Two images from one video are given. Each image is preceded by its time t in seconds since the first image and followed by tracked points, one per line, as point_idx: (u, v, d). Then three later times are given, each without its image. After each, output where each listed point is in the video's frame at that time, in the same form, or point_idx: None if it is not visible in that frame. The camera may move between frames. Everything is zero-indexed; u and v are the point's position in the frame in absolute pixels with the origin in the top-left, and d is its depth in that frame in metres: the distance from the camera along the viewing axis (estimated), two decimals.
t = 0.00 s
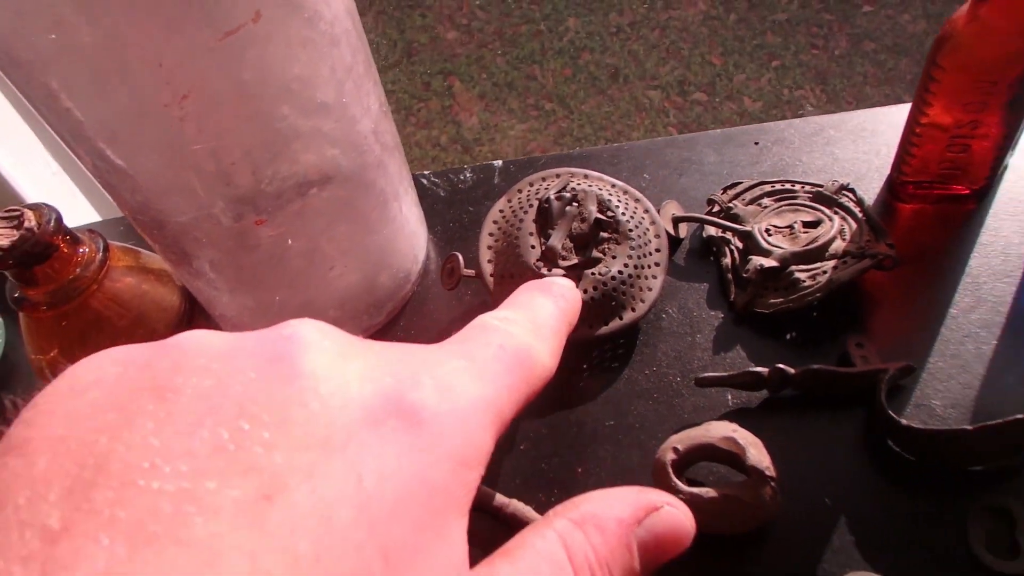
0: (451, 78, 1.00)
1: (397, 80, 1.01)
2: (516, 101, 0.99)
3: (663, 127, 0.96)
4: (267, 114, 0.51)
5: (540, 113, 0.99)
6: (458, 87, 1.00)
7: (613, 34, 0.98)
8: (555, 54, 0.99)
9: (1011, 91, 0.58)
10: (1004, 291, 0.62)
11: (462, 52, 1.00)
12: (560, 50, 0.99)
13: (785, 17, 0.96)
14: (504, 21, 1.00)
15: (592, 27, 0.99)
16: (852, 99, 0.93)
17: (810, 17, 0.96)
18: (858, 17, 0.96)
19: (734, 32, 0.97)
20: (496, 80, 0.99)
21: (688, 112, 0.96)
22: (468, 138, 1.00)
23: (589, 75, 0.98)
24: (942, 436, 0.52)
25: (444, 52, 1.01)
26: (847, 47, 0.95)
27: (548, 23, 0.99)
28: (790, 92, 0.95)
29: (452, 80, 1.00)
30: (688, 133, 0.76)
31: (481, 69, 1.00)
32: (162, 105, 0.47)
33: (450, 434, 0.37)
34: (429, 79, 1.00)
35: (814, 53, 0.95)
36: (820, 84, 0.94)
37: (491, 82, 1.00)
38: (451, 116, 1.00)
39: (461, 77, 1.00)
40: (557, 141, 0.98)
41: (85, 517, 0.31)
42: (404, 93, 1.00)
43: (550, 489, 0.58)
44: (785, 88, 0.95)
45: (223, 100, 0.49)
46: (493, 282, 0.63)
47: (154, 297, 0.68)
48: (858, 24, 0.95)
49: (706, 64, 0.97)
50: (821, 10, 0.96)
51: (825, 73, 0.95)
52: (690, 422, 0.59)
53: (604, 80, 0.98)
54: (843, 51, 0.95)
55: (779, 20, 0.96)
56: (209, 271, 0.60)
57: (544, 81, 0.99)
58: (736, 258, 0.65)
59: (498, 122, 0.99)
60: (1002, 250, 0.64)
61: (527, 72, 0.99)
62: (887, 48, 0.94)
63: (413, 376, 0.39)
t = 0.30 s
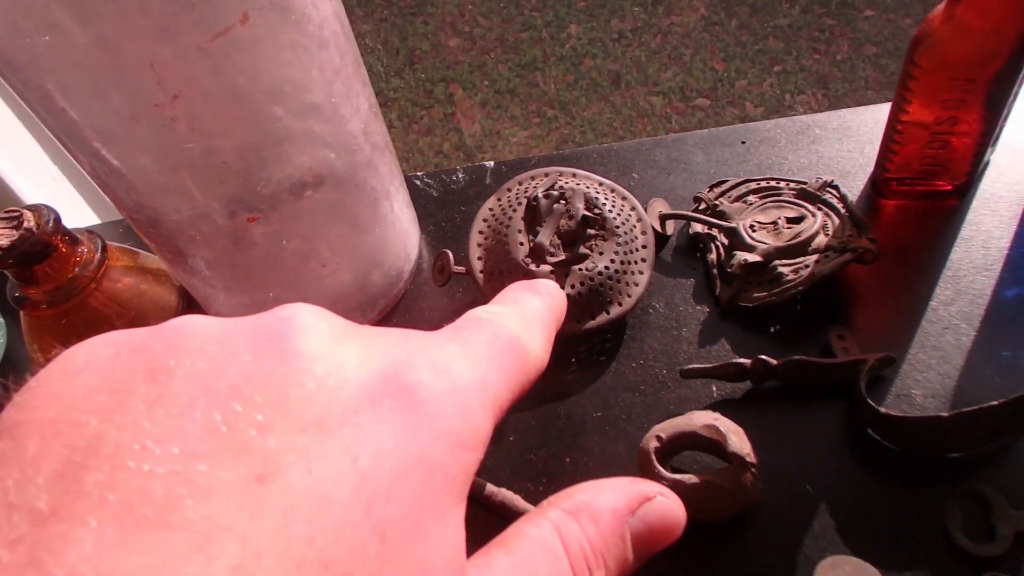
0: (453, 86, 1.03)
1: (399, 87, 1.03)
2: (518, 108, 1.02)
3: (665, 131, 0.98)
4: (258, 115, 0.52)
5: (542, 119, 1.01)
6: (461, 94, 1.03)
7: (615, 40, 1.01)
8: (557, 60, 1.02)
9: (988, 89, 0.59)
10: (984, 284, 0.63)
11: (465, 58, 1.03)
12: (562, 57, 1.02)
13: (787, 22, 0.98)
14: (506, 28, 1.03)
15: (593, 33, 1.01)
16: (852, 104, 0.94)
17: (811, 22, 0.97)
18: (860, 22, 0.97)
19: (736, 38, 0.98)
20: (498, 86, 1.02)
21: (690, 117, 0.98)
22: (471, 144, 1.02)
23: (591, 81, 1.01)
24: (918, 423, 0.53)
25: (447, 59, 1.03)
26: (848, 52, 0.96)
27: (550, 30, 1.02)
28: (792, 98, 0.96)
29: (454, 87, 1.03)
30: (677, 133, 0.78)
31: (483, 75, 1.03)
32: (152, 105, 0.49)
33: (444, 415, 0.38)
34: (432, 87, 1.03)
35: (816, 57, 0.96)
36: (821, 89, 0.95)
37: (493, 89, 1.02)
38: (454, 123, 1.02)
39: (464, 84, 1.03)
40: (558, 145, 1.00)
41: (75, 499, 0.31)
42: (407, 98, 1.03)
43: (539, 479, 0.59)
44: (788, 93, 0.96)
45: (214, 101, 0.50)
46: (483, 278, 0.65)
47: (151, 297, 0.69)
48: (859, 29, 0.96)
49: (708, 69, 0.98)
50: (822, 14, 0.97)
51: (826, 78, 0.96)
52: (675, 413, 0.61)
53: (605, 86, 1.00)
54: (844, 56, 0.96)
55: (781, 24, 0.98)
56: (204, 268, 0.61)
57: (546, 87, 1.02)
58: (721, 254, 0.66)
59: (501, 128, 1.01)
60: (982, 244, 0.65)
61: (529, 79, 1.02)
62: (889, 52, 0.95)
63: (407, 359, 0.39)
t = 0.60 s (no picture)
0: (454, 91, 1.04)
1: (403, 92, 1.05)
2: (521, 113, 1.02)
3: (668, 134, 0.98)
4: (245, 113, 0.54)
5: (543, 124, 1.02)
6: (462, 99, 1.04)
7: (618, 44, 1.02)
8: (559, 65, 1.03)
9: (969, 83, 0.60)
10: (967, 277, 0.64)
11: (466, 64, 1.05)
12: (564, 61, 1.03)
13: (790, 24, 0.99)
14: (509, 33, 1.04)
15: (595, 37, 1.03)
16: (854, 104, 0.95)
17: (813, 24, 0.99)
18: (862, 24, 0.98)
19: (739, 41, 1.00)
20: (499, 92, 1.03)
21: (693, 121, 0.98)
22: (473, 149, 1.02)
23: (592, 87, 1.01)
24: (897, 413, 0.54)
25: (447, 64, 1.05)
26: (850, 54, 0.97)
27: (552, 33, 1.04)
28: (795, 100, 0.97)
29: (455, 92, 1.04)
30: (666, 131, 0.79)
31: (485, 81, 1.04)
32: (140, 104, 0.50)
33: (461, 384, 0.39)
34: (433, 93, 1.04)
35: (819, 60, 0.98)
36: (824, 92, 0.97)
37: (495, 94, 1.03)
38: (456, 129, 1.03)
39: (465, 89, 1.04)
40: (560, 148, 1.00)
41: (109, 457, 0.32)
42: (409, 104, 1.04)
43: (526, 471, 0.60)
44: (789, 95, 0.97)
45: (201, 99, 0.51)
46: (472, 275, 0.65)
47: (145, 297, 0.71)
48: (861, 31, 0.98)
49: (710, 73, 0.99)
50: (824, 17, 0.99)
51: (829, 81, 0.97)
52: (661, 406, 0.61)
53: (607, 90, 1.01)
54: (846, 58, 0.97)
55: (783, 27, 0.99)
56: (196, 266, 0.63)
57: (549, 92, 1.02)
58: (709, 250, 0.67)
59: (503, 134, 1.02)
60: (966, 237, 0.66)
61: (531, 84, 1.03)
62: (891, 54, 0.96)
63: (425, 330, 0.40)
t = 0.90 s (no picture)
0: (453, 88, 1.03)
1: (402, 89, 1.04)
2: (520, 110, 1.02)
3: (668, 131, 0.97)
4: (233, 112, 0.53)
5: (543, 121, 1.01)
6: (462, 96, 1.03)
7: (618, 41, 1.02)
8: (559, 62, 1.02)
9: (963, 81, 0.59)
10: (961, 276, 0.64)
11: (465, 61, 1.04)
12: (563, 58, 1.02)
13: (789, 21, 0.99)
14: (508, 30, 1.04)
15: (594, 34, 1.02)
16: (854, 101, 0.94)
17: (813, 21, 0.98)
18: (862, 19, 0.98)
19: (739, 39, 1.00)
20: (499, 89, 1.03)
21: (692, 118, 0.98)
22: (472, 146, 1.01)
23: (592, 83, 1.01)
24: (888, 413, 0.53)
25: (447, 61, 1.04)
26: (850, 51, 0.97)
27: (551, 31, 1.03)
28: (795, 96, 0.96)
29: (455, 90, 1.03)
30: (660, 129, 0.78)
31: (484, 78, 1.03)
32: (125, 103, 0.50)
33: (466, 387, 0.39)
34: (432, 90, 1.03)
35: (818, 57, 0.97)
36: (824, 89, 0.96)
37: (494, 91, 1.03)
38: (455, 127, 1.02)
39: (465, 87, 1.03)
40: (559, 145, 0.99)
41: (112, 461, 0.32)
42: (408, 101, 1.03)
43: (518, 471, 0.59)
44: (789, 92, 0.96)
45: (187, 99, 0.51)
46: (464, 274, 0.65)
47: (137, 296, 0.71)
48: (862, 28, 0.97)
49: (709, 70, 0.99)
50: (824, 14, 0.98)
51: (829, 78, 0.96)
52: (653, 406, 0.61)
53: (607, 87, 1.01)
54: (846, 55, 0.97)
55: (783, 24, 0.99)
56: (186, 266, 0.62)
57: (548, 89, 1.02)
58: (702, 249, 0.66)
59: (502, 131, 1.01)
60: (960, 236, 0.66)
61: (530, 81, 1.02)
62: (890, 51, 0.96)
63: (429, 333, 0.40)
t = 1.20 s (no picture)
0: (451, 86, 1.03)
1: (401, 88, 1.04)
2: (518, 108, 1.01)
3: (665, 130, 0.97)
4: (231, 114, 0.53)
5: (541, 119, 1.01)
6: (460, 94, 1.03)
7: (615, 40, 1.02)
8: (557, 61, 1.02)
9: (960, 84, 0.59)
10: (959, 278, 0.64)
11: (464, 59, 1.04)
12: (561, 56, 1.02)
13: (786, 20, 0.99)
14: (506, 28, 1.04)
15: (592, 32, 1.02)
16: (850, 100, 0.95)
17: (810, 20, 0.98)
18: (859, 18, 0.98)
19: (736, 37, 0.99)
20: (496, 87, 1.02)
21: (689, 116, 0.98)
22: (470, 144, 1.01)
23: (589, 82, 1.01)
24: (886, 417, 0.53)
25: (446, 60, 1.04)
26: (847, 50, 0.97)
27: (549, 29, 1.03)
28: (792, 96, 0.96)
29: (453, 87, 1.03)
30: (659, 130, 0.78)
31: (482, 76, 1.03)
32: (123, 105, 0.50)
33: (585, 385, 0.38)
34: (430, 88, 1.03)
35: (815, 56, 0.97)
36: (821, 88, 0.96)
37: (492, 89, 1.02)
38: (452, 126, 1.02)
39: (463, 84, 1.03)
40: (558, 144, 0.99)
41: (233, 458, 0.32)
42: (406, 99, 1.03)
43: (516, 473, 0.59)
44: (786, 92, 0.96)
45: (184, 100, 0.51)
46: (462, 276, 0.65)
47: (136, 297, 0.70)
48: (858, 27, 0.97)
49: (707, 68, 0.99)
50: (821, 14, 0.98)
51: (826, 77, 0.96)
52: (652, 407, 0.61)
53: (604, 86, 1.01)
54: (843, 54, 0.97)
55: (780, 23, 0.99)
56: (183, 267, 0.62)
57: (546, 88, 1.02)
58: (700, 251, 0.66)
59: (500, 129, 1.01)
60: (958, 239, 0.66)
61: (528, 79, 1.02)
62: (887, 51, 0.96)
63: (542, 328, 0.39)
